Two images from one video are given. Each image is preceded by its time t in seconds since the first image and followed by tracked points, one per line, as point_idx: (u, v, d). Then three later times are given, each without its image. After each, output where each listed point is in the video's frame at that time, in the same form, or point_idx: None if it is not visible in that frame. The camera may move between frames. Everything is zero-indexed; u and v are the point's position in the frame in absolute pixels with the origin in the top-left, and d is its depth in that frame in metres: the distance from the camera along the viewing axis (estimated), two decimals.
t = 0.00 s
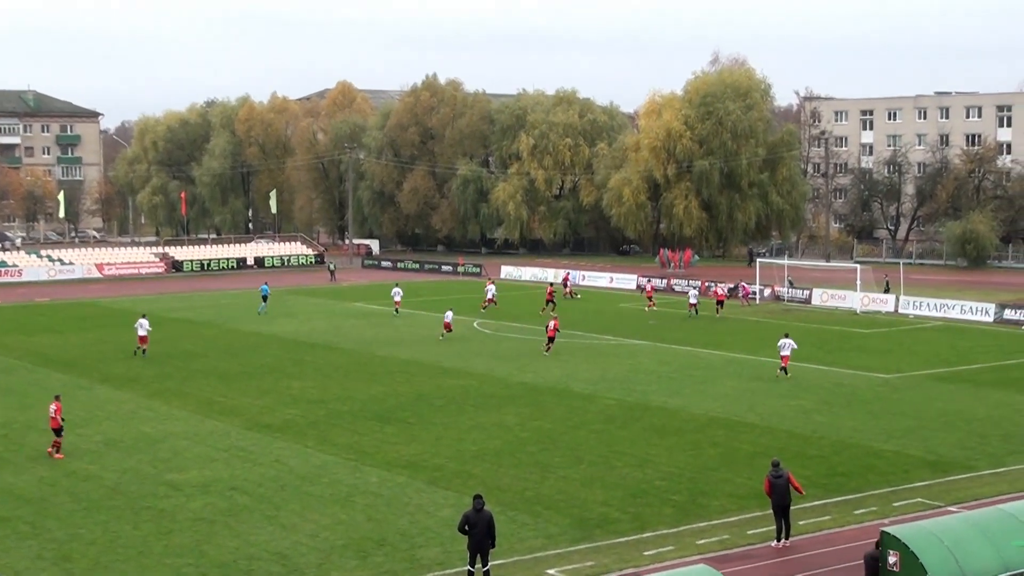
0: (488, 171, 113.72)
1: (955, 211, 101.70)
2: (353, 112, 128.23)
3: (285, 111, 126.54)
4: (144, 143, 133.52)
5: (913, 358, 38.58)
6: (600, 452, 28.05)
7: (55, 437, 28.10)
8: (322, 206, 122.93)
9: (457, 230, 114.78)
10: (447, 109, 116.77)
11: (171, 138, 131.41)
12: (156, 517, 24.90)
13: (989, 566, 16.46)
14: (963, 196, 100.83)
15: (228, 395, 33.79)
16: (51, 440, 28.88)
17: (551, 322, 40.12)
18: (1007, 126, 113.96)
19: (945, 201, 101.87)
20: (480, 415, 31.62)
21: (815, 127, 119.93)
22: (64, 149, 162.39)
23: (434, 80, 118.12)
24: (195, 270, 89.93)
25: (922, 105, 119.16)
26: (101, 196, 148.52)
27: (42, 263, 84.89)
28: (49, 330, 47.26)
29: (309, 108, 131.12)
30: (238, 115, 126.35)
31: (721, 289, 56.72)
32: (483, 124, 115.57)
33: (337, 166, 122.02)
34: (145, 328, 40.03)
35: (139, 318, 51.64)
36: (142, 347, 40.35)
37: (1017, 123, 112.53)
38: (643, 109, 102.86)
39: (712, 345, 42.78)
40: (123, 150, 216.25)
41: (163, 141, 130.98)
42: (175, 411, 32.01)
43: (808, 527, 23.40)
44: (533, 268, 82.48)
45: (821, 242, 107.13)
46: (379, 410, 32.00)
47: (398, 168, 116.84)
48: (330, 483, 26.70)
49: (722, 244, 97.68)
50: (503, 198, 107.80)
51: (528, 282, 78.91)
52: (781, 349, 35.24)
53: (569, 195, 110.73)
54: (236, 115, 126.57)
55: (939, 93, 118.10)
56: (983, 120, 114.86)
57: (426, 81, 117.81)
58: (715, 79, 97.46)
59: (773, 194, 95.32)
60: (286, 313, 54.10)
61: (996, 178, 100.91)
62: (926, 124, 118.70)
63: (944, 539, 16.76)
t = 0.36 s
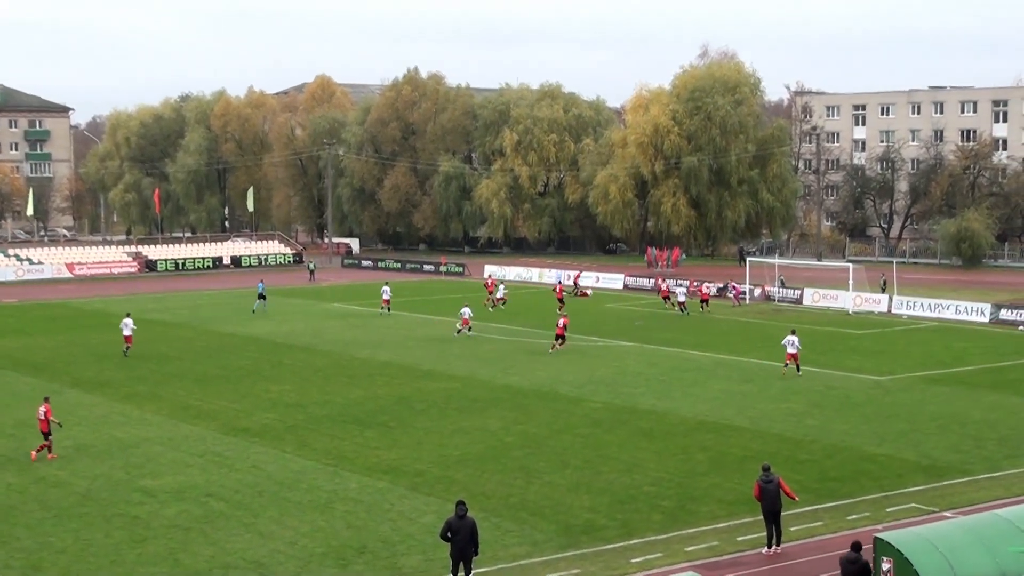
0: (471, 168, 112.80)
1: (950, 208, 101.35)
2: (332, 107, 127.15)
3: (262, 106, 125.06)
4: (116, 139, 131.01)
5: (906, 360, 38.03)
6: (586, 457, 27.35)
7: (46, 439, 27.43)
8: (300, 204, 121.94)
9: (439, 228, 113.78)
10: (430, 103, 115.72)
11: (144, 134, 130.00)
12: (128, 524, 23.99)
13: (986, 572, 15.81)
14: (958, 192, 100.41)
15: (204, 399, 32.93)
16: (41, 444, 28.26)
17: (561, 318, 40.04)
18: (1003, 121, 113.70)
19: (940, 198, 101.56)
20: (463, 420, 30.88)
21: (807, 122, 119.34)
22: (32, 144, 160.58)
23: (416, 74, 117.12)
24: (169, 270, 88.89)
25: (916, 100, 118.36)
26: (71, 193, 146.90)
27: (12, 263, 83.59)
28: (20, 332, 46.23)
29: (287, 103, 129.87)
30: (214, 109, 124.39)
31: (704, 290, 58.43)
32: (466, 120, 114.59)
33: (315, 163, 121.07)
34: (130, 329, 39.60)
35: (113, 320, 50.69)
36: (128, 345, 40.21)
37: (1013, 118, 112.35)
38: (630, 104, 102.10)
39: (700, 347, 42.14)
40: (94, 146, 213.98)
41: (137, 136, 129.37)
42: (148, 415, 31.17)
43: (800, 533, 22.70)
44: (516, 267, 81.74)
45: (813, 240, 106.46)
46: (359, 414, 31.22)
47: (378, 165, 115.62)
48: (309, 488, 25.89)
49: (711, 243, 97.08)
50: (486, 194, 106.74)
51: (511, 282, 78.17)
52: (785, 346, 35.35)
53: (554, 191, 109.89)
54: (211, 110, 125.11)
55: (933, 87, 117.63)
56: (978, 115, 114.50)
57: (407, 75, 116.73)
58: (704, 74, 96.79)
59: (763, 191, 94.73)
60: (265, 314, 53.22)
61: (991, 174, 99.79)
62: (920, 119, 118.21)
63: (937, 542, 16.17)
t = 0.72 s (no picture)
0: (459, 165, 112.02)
1: (951, 206, 100.70)
2: (317, 101, 126.16)
3: (244, 100, 123.84)
4: (93, 134, 129.72)
5: (906, 362, 37.42)
6: (578, 462, 26.64)
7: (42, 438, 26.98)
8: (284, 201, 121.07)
9: (428, 226, 112.88)
10: (418, 97, 114.79)
11: (122, 130, 128.97)
12: (106, 531, 23.13)
13: None
14: (960, 190, 99.81)
15: (185, 403, 32.14)
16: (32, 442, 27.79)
17: (580, 316, 40.25)
18: (1006, 116, 112.79)
19: (941, 197, 100.67)
20: (451, 424, 30.15)
21: (805, 117, 118.90)
22: (7, 140, 158.99)
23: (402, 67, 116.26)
24: (148, 269, 87.99)
25: (916, 94, 118.04)
26: (46, 190, 145.51)
27: None
28: None
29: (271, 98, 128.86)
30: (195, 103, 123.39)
31: (694, 290, 57.89)
32: (454, 114, 113.69)
33: (299, 159, 120.23)
34: (122, 326, 39.48)
35: (91, 321, 49.80)
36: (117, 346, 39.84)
37: (1016, 113, 111.38)
38: (623, 98, 101.40)
39: (695, 348, 41.49)
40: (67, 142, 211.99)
41: (114, 132, 128.45)
42: (127, 420, 30.38)
43: (797, 540, 22.00)
44: (505, 266, 81.06)
45: (809, 238, 105.83)
46: (345, 418, 30.48)
47: (364, 161, 114.73)
48: (293, 495, 25.11)
49: (706, 241, 96.47)
50: (475, 191, 106.09)
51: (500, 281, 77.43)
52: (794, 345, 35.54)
53: (545, 188, 109.06)
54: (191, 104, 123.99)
55: (933, 81, 117.00)
56: (980, 110, 113.73)
57: (395, 69, 115.86)
58: (698, 68, 96.13)
59: (760, 187, 94.11)
60: (249, 315, 52.35)
61: (994, 171, 99.60)
62: (921, 114, 117.67)
63: (938, 549, 15.44)
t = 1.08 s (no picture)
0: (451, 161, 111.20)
1: (956, 202, 100.05)
2: (303, 95, 125.21)
3: (229, 95, 122.63)
4: (72, 130, 128.93)
5: (909, 363, 36.81)
6: (573, 467, 25.92)
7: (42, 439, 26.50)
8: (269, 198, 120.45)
9: (418, 224, 112.11)
10: (409, 91, 113.83)
11: (100, 125, 128.23)
12: (85, 538, 22.35)
13: None
14: (965, 186, 99.09)
15: (168, 406, 31.38)
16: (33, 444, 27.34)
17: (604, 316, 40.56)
18: (1013, 111, 112.38)
19: (946, 192, 99.94)
20: (443, 427, 29.43)
21: (806, 111, 118.52)
22: None
23: (392, 61, 115.30)
24: (130, 268, 87.18)
25: (920, 88, 117.47)
26: (24, 187, 144.36)
27: None
28: None
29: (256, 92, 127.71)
30: (179, 98, 122.45)
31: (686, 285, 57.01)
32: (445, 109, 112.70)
33: (285, 154, 119.32)
34: (116, 327, 39.15)
35: (71, 322, 48.98)
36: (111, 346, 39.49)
37: None
38: (620, 92, 100.64)
39: (693, 349, 40.84)
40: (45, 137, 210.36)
41: (94, 127, 127.72)
42: (108, 423, 29.61)
43: (799, 548, 21.31)
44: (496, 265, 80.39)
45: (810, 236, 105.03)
46: (333, 421, 29.76)
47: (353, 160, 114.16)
48: (281, 501, 24.36)
49: (704, 239, 95.88)
50: (467, 188, 105.52)
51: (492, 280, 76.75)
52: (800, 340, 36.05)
53: (539, 184, 108.38)
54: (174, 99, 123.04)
55: (937, 75, 116.53)
56: (987, 104, 113.29)
57: (383, 62, 114.89)
58: (697, 61, 95.39)
59: (759, 184, 93.50)
60: (234, 315, 51.52)
61: (1001, 167, 99.11)
62: (925, 108, 117.22)
63: (944, 556, 14.68)
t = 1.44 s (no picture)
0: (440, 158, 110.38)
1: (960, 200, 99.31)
2: (288, 89, 124.18)
3: (211, 88, 121.33)
4: (49, 124, 127.83)
5: (912, 365, 36.15)
6: (566, 473, 25.21)
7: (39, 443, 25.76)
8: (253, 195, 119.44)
9: (406, 222, 111.21)
10: (397, 85, 112.87)
11: (77, 119, 127.08)
12: (61, 546, 21.56)
13: None
14: (969, 183, 98.37)
15: (150, 410, 30.62)
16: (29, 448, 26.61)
17: (627, 312, 40.86)
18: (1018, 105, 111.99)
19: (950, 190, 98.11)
20: (433, 432, 28.71)
21: (806, 106, 118.21)
22: None
23: (378, 53, 114.39)
24: (108, 268, 86.34)
25: (924, 82, 116.84)
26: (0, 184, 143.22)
27: None
28: None
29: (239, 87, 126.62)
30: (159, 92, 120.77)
31: (682, 285, 56.35)
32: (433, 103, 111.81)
33: (269, 150, 118.38)
34: (113, 327, 38.48)
35: (49, 323, 48.19)
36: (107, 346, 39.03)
37: None
38: (614, 86, 99.92)
39: (689, 351, 40.17)
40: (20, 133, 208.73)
41: (72, 122, 126.63)
42: (87, 428, 28.84)
43: (800, 555, 20.61)
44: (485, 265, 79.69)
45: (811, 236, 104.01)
46: (319, 426, 29.04)
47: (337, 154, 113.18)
48: (265, 508, 23.61)
49: (701, 238, 95.19)
50: (457, 185, 104.65)
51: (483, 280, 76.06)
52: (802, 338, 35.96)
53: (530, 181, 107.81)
54: (154, 93, 121.82)
55: (940, 69, 115.91)
56: (992, 99, 112.71)
57: (371, 55, 113.94)
58: (693, 54, 94.66)
59: (758, 181, 92.99)
60: (217, 316, 50.75)
61: (1006, 163, 98.35)
62: (928, 103, 116.62)
63: (948, 566, 13.98)
